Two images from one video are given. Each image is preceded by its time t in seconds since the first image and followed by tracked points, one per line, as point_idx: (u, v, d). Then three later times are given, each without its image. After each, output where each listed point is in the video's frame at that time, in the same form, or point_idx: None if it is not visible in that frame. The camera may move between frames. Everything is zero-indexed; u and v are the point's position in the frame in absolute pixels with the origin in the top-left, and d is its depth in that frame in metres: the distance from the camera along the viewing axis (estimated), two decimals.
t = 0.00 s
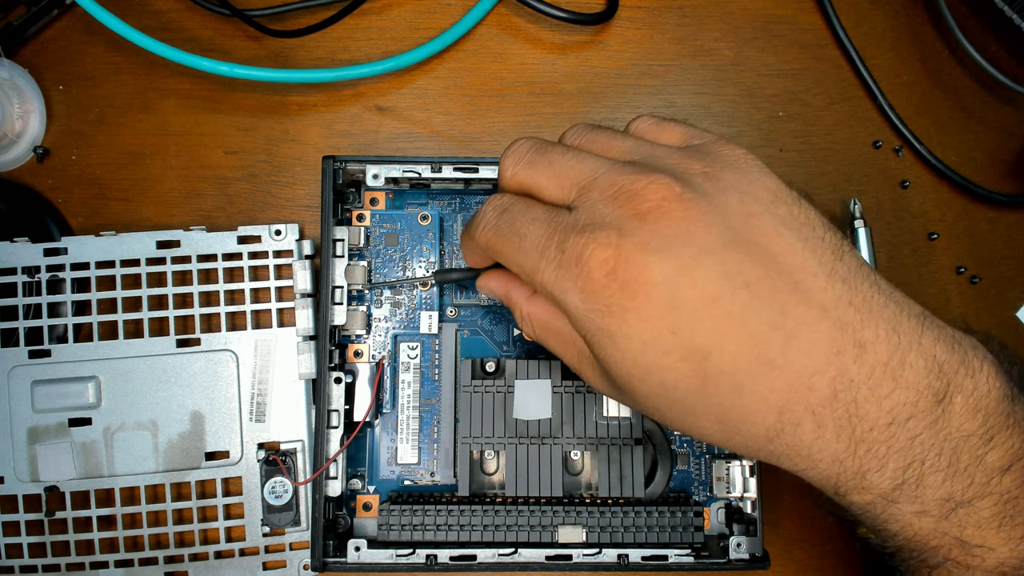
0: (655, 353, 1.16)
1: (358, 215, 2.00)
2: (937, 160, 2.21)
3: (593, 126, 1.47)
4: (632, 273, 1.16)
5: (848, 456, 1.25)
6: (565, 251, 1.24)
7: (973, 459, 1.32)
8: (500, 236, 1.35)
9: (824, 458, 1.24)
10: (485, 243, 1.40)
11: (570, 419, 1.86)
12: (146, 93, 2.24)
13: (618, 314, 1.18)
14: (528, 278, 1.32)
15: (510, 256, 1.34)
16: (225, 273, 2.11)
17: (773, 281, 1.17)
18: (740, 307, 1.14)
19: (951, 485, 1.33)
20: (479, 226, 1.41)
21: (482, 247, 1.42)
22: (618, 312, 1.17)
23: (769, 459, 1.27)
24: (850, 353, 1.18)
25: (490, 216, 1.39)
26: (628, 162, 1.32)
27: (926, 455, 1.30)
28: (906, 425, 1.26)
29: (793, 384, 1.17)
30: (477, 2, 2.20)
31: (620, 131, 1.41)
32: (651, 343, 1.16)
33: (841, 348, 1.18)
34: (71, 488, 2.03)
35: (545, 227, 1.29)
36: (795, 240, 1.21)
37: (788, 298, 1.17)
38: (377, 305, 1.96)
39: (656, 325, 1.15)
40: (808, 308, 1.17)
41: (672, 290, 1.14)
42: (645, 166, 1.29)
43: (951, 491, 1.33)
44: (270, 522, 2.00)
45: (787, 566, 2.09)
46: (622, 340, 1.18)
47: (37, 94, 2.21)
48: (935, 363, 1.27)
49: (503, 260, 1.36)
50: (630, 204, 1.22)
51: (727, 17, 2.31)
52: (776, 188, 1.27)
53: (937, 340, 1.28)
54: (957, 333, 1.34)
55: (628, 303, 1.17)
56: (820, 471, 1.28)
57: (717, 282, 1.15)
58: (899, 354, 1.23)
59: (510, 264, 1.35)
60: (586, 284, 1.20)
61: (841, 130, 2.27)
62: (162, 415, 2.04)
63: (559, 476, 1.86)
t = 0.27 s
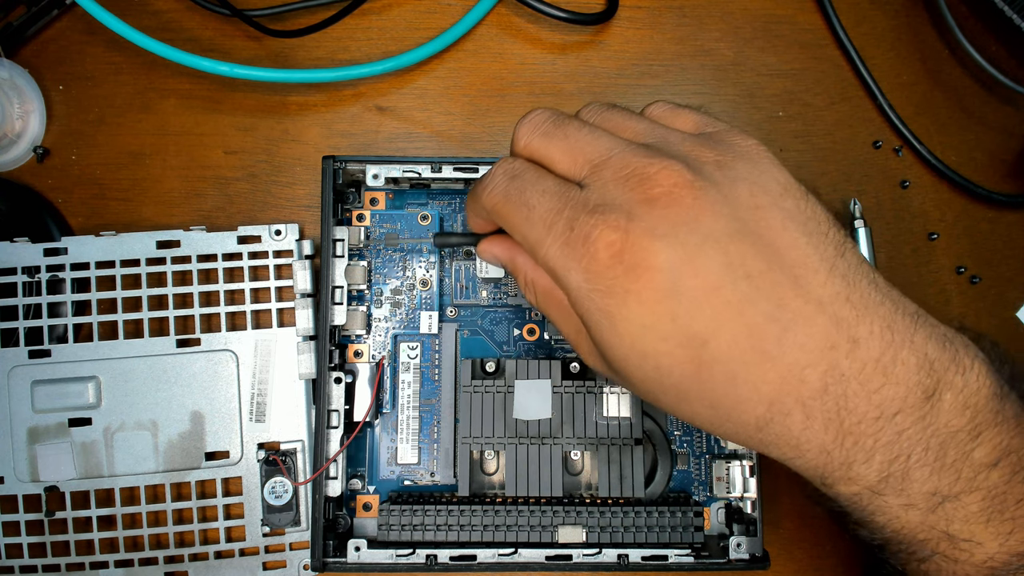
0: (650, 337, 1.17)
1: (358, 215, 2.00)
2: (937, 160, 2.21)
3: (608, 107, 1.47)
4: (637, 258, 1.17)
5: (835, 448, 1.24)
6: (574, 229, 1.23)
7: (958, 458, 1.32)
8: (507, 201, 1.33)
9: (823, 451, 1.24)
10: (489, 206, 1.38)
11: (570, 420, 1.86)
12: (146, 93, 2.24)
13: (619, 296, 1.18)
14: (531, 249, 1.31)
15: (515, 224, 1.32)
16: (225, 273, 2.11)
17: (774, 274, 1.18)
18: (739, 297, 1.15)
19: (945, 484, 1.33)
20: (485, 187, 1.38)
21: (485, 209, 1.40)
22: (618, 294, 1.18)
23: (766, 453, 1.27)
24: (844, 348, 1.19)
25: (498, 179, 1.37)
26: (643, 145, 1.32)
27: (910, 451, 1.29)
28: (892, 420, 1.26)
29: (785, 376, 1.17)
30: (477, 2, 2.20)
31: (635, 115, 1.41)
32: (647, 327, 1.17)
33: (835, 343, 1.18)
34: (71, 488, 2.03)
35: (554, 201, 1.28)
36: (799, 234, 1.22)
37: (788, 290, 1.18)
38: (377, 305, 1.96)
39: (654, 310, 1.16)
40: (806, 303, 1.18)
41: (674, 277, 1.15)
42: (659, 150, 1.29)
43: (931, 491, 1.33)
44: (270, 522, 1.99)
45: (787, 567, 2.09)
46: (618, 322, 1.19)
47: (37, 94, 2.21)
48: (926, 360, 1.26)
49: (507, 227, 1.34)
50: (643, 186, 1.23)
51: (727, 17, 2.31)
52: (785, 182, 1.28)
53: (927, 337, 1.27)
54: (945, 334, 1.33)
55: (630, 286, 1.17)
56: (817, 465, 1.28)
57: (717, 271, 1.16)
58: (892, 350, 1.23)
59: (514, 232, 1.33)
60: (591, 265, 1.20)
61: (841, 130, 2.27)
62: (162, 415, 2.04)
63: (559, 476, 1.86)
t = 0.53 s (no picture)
0: (675, 333, 1.16)
1: (358, 215, 2.00)
2: (936, 160, 2.21)
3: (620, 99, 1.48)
4: (664, 247, 1.15)
5: (866, 448, 1.17)
6: (596, 216, 1.23)
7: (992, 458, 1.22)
8: (521, 193, 1.34)
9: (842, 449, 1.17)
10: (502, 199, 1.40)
11: (570, 420, 1.86)
12: (146, 93, 2.24)
13: (646, 289, 1.17)
14: (548, 239, 1.31)
15: (531, 214, 1.33)
16: (225, 273, 2.11)
17: (805, 264, 1.15)
18: (768, 287, 1.12)
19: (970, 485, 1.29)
20: (498, 183, 1.40)
21: (497, 203, 1.42)
22: (642, 285, 1.17)
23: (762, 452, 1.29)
24: (875, 342, 1.13)
25: (511, 173, 1.39)
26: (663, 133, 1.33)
27: (942, 448, 1.20)
28: (924, 416, 1.17)
29: (816, 372, 1.12)
30: (477, 2, 2.20)
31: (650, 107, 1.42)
32: (674, 321, 1.15)
33: (868, 337, 1.13)
34: (71, 488, 2.03)
35: (572, 189, 1.28)
36: (827, 223, 1.19)
37: (818, 280, 1.14)
38: (377, 305, 1.96)
39: (681, 302, 1.14)
40: (837, 294, 1.14)
41: (701, 269, 1.13)
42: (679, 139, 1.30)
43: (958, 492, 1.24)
44: (270, 522, 2.00)
45: (787, 567, 2.09)
46: (642, 317, 1.18)
47: (37, 94, 2.21)
48: (957, 350, 1.18)
49: (523, 218, 1.35)
50: (668, 173, 1.23)
51: (727, 17, 2.31)
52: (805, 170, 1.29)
53: (962, 331, 1.20)
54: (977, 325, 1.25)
55: (655, 277, 1.16)
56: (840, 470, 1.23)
57: (746, 261, 1.13)
58: (923, 342, 1.16)
59: (530, 223, 1.34)
60: (617, 254, 1.19)
61: (841, 130, 2.27)
62: (162, 414, 2.04)
63: (559, 476, 1.86)
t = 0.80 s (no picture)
0: (723, 337, 1.13)
1: (358, 215, 2.00)
2: (936, 160, 2.20)
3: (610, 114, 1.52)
4: (697, 247, 1.14)
5: (935, 445, 1.20)
6: (616, 225, 1.22)
7: None
8: (530, 220, 1.33)
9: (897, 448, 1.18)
10: (508, 231, 1.37)
11: (569, 420, 1.86)
12: (146, 93, 2.24)
13: (681, 292, 1.15)
14: (564, 262, 1.29)
15: (543, 239, 1.31)
16: (225, 273, 2.11)
17: (840, 256, 1.16)
18: (811, 282, 1.13)
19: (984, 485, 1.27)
20: (501, 215, 1.38)
21: (504, 237, 1.39)
22: (679, 290, 1.15)
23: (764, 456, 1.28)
24: (927, 329, 1.15)
25: (513, 202, 1.38)
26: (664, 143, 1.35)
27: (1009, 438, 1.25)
28: (987, 407, 1.22)
29: (873, 366, 1.12)
30: (477, 2, 2.20)
31: (640, 121, 1.46)
32: (720, 324, 1.13)
33: (918, 326, 1.14)
34: (71, 488, 2.03)
35: (585, 205, 1.28)
36: (847, 217, 1.22)
37: (857, 272, 1.15)
38: (377, 305, 1.96)
39: (725, 303, 1.13)
40: (878, 284, 1.15)
41: (742, 266, 1.12)
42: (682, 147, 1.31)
43: (1012, 482, 1.28)
44: (270, 522, 2.00)
45: (787, 566, 2.09)
46: (683, 322, 1.15)
47: (37, 94, 2.21)
48: (1006, 341, 1.24)
49: (534, 246, 1.33)
50: (681, 177, 1.24)
51: (727, 17, 2.31)
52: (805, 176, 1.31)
53: (971, 329, 1.21)
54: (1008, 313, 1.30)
55: (694, 279, 1.14)
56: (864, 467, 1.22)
57: (785, 255, 1.14)
58: (973, 329, 1.21)
59: (542, 248, 1.32)
60: (646, 258, 1.18)
61: (841, 130, 2.27)
62: (162, 415, 2.04)
63: (559, 476, 1.86)
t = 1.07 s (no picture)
0: (703, 353, 1.14)
1: (358, 215, 2.00)
2: (936, 160, 2.20)
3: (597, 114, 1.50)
4: (678, 264, 1.16)
5: (911, 456, 1.19)
6: (598, 244, 1.23)
7: None
8: (514, 237, 1.34)
9: (874, 461, 1.17)
10: (493, 247, 1.38)
11: (570, 419, 1.86)
12: (146, 93, 2.24)
13: (663, 309, 1.17)
14: (548, 279, 1.31)
15: (527, 256, 1.33)
16: (225, 273, 2.11)
17: (821, 269, 1.16)
18: (790, 297, 1.13)
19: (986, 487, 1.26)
20: (486, 228, 1.39)
21: (488, 252, 1.40)
22: (661, 308, 1.17)
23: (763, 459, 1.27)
24: (906, 342, 1.13)
25: (498, 216, 1.39)
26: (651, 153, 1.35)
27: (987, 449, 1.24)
28: (965, 420, 1.21)
29: (851, 381, 1.12)
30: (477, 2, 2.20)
31: (627, 125, 1.45)
32: (700, 340, 1.14)
33: (897, 339, 1.13)
34: (71, 488, 2.03)
35: (568, 222, 1.29)
36: (831, 230, 1.21)
37: (838, 286, 1.15)
38: (377, 305, 1.96)
39: (705, 319, 1.14)
40: (858, 297, 1.14)
41: (722, 282, 1.13)
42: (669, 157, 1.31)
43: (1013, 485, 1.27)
44: (270, 522, 1.99)
45: (787, 567, 2.09)
46: (664, 339, 1.17)
47: (37, 94, 2.21)
48: (985, 352, 1.23)
49: (518, 261, 1.35)
50: (665, 193, 1.24)
51: (727, 17, 2.31)
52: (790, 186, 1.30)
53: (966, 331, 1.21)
54: (988, 321, 1.28)
55: (675, 296, 1.16)
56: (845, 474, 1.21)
57: (766, 270, 1.14)
58: (952, 342, 1.19)
59: (527, 264, 1.34)
60: (628, 277, 1.20)
61: (841, 130, 2.27)
62: (162, 415, 2.04)
63: (559, 476, 1.86)
